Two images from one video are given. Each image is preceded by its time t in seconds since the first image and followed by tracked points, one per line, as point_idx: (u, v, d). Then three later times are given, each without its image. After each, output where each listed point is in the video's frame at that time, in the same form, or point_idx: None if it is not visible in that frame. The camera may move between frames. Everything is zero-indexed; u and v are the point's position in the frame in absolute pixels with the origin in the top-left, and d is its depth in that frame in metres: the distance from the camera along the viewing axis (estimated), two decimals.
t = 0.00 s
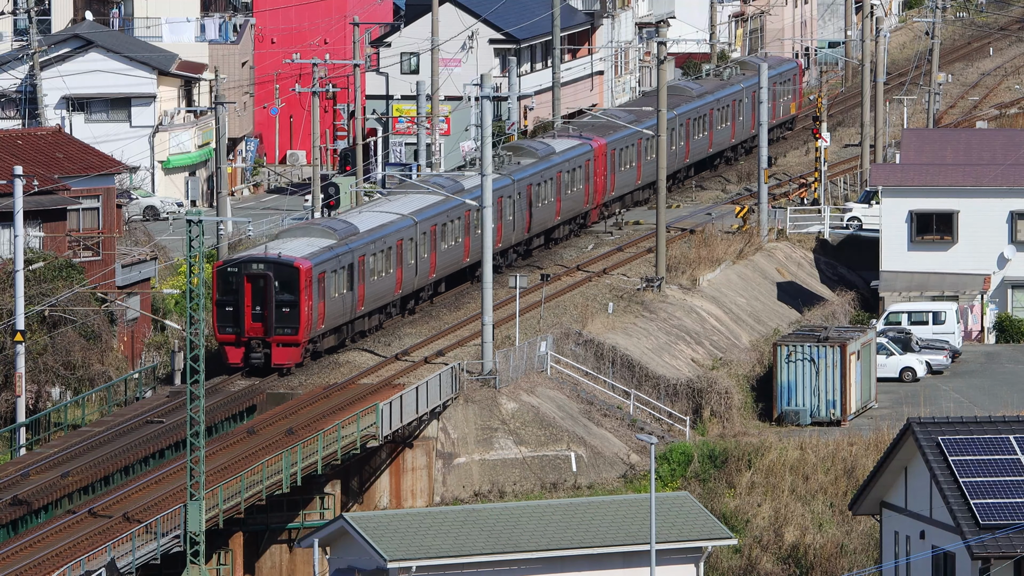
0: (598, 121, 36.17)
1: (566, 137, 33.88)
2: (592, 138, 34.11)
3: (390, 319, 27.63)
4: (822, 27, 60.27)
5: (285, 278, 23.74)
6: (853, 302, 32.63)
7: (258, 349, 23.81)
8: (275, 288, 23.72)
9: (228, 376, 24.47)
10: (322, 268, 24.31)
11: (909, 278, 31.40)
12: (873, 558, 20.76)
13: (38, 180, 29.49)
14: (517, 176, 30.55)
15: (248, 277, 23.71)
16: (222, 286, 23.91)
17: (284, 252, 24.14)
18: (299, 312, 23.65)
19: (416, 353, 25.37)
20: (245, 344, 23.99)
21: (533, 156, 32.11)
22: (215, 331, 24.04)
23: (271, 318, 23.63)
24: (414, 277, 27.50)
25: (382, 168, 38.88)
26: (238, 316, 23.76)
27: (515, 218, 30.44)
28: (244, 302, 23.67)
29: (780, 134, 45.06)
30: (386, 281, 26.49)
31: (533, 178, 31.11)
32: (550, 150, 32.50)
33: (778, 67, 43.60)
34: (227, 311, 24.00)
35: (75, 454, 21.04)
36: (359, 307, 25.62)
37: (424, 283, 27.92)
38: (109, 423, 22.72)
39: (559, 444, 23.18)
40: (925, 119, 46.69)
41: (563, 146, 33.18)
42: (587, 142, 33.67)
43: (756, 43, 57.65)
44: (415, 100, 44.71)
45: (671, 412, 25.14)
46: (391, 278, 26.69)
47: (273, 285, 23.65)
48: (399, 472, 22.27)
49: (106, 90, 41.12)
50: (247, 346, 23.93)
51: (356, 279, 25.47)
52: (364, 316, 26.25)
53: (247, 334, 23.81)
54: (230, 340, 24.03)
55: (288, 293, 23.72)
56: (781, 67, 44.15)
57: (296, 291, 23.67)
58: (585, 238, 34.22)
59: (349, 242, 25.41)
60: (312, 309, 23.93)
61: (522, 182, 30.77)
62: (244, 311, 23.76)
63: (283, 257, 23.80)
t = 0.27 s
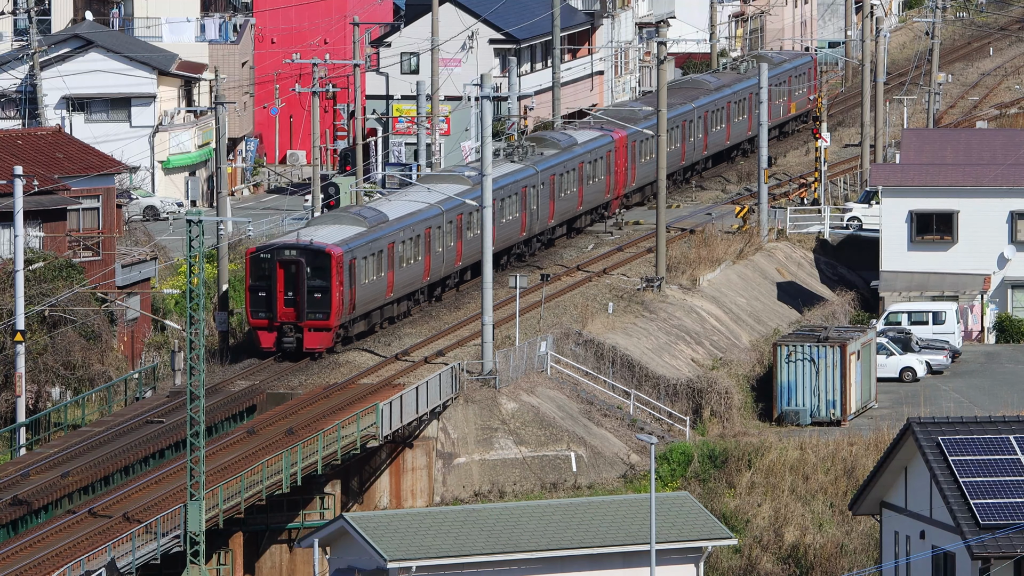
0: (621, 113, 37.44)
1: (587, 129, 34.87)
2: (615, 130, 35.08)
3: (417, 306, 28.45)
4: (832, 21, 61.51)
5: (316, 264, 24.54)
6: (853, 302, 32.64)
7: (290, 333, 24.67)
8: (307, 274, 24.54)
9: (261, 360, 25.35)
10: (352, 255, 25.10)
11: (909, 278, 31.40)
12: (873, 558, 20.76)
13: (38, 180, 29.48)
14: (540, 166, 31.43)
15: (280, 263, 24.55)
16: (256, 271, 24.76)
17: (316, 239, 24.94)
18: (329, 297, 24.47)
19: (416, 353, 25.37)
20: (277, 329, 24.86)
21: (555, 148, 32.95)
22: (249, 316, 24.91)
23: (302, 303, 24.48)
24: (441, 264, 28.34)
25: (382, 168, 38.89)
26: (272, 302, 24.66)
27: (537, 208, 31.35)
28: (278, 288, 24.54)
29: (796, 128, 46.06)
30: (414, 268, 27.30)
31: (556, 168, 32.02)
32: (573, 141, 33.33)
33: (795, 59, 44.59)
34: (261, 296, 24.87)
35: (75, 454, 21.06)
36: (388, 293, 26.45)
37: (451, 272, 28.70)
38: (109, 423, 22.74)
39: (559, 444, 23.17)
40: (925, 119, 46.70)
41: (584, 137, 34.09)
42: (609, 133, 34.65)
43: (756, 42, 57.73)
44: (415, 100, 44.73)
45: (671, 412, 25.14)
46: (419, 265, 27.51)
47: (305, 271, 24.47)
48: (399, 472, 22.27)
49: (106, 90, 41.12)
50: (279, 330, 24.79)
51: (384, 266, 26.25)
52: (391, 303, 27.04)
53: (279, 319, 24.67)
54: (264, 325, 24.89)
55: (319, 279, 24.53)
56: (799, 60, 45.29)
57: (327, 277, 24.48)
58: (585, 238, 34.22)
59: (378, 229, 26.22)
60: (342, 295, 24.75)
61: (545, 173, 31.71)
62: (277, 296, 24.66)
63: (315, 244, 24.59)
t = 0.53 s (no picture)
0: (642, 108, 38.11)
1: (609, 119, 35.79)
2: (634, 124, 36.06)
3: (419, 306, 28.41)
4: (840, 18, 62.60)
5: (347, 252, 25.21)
6: (853, 302, 32.64)
7: (321, 320, 25.35)
8: (338, 262, 25.22)
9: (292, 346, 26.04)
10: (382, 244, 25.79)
11: (909, 278, 31.40)
12: (873, 558, 20.76)
13: (38, 180, 29.47)
14: (563, 158, 32.47)
15: (312, 251, 25.22)
16: (287, 260, 25.45)
17: (347, 227, 25.60)
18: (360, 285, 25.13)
19: (416, 353, 25.37)
20: (308, 316, 25.54)
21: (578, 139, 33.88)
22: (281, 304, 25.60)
23: (334, 290, 25.16)
24: (465, 253, 29.21)
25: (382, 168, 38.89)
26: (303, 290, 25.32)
27: (560, 197, 32.36)
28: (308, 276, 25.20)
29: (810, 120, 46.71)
30: (440, 257, 28.12)
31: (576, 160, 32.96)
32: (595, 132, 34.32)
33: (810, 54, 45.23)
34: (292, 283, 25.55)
35: (75, 454, 21.06)
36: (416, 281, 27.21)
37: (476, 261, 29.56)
38: (109, 423, 22.75)
39: (559, 444, 23.16)
40: (925, 119, 46.71)
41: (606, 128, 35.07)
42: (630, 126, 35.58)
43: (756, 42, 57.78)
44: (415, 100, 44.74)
45: (671, 412, 25.14)
46: (444, 254, 28.36)
47: (336, 258, 25.15)
48: (399, 472, 22.27)
49: (106, 90, 41.12)
50: (311, 318, 25.46)
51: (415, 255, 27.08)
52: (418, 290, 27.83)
53: (311, 306, 25.37)
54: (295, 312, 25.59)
55: (350, 267, 25.20)
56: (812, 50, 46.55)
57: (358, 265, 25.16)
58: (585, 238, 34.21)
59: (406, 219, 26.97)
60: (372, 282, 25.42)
61: (567, 164, 32.72)
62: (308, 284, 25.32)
63: (346, 232, 25.25)
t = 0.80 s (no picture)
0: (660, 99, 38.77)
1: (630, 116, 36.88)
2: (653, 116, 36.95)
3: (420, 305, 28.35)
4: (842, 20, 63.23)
5: (377, 241, 26.04)
6: (853, 302, 32.64)
7: (351, 306, 26.24)
8: (368, 250, 26.06)
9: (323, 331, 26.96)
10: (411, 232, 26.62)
11: (909, 278, 31.40)
12: (873, 558, 20.76)
13: (38, 180, 29.46)
14: (583, 149, 33.45)
15: (342, 239, 26.09)
16: (318, 247, 26.31)
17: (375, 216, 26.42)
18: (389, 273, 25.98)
19: (416, 353, 25.37)
20: (339, 302, 26.44)
21: (598, 131, 34.92)
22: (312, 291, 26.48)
23: (363, 278, 26.00)
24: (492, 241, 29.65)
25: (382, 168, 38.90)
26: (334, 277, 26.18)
27: (581, 188, 33.41)
28: (339, 263, 26.05)
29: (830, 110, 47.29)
30: (464, 245, 29.06)
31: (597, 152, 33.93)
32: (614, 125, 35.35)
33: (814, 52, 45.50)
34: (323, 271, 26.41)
35: (75, 454, 21.06)
36: (444, 268, 28.11)
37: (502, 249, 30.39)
38: (109, 423, 22.75)
39: (559, 444, 23.15)
40: (925, 119, 46.74)
41: (627, 121, 36.20)
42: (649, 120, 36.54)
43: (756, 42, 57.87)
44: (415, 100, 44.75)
45: (671, 412, 25.13)
46: (470, 241, 29.36)
47: (365, 247, 25.99)
48: (399, 472, 22.27)
49: (106, 90, 41.12)
50: (341, 305, 26.35)
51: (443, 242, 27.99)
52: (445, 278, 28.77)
53: (341, 293, 26.25)
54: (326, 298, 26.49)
55: (379, 255, 26.03)
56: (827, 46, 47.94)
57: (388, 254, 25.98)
58: (585, 238, 34.20)
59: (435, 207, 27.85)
60: (401, 270, 26.27)
61: (588, 155, 33.71)
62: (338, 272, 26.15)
63: (375, 221, 26.09)
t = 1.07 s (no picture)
0: (679, 90, 39.83)
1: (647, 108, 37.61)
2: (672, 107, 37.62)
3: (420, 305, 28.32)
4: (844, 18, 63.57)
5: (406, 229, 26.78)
6: (853, 302, 32.64)
7: (379, 294, 26.93)
8: (395, 239, 26.77)
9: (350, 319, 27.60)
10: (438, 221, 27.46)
11: (909, 278, 31.40)
12: (873, 558, 20.76)
13: (38, 180, 29.45)
14: (604, 140, 34.30)
15: (370, 227, 26.78)
16: (348, 235, 27.03)
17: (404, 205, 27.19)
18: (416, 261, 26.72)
19: (417, 353, 25.37)
20: (367, 290, 27.11)
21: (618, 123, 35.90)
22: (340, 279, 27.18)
23: (391, 266, 26.71)
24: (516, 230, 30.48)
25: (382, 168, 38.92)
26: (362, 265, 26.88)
27: (603, 179, 34.35)
28: (367, 251, 26.74)
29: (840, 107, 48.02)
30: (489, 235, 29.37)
31: (619, 143, 34.77)
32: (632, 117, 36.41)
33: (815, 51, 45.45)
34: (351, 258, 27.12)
35: (75, 454, 21.06)
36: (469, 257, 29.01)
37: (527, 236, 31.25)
38: (109, 423, 22.75)
39: (559, 444, 23.14)
40: (925, 119, 46.75)
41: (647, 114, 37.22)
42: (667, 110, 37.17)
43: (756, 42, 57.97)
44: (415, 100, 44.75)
45: (671, 412, 25.13)
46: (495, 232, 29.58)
47: (393, 235, 26.70)
48: (399, 472, 22.28)
49: (106, 90, 41.12)
50: (369, 292, 27.03)
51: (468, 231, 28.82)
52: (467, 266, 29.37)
53: (369, 281, 26.92)
54: (354, 286, 27.18)
55: (407, 243, 26.78)
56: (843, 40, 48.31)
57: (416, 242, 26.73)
58: (585, 238, 34.19)
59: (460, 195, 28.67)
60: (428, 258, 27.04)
61: (610, 146, 34.61)
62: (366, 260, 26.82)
63: (403, 210, 26.82)
